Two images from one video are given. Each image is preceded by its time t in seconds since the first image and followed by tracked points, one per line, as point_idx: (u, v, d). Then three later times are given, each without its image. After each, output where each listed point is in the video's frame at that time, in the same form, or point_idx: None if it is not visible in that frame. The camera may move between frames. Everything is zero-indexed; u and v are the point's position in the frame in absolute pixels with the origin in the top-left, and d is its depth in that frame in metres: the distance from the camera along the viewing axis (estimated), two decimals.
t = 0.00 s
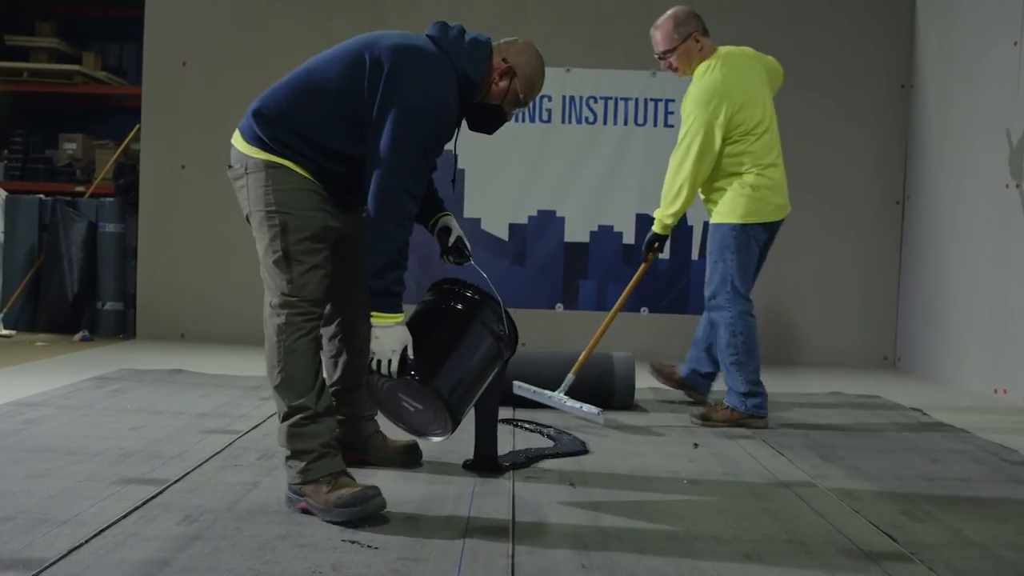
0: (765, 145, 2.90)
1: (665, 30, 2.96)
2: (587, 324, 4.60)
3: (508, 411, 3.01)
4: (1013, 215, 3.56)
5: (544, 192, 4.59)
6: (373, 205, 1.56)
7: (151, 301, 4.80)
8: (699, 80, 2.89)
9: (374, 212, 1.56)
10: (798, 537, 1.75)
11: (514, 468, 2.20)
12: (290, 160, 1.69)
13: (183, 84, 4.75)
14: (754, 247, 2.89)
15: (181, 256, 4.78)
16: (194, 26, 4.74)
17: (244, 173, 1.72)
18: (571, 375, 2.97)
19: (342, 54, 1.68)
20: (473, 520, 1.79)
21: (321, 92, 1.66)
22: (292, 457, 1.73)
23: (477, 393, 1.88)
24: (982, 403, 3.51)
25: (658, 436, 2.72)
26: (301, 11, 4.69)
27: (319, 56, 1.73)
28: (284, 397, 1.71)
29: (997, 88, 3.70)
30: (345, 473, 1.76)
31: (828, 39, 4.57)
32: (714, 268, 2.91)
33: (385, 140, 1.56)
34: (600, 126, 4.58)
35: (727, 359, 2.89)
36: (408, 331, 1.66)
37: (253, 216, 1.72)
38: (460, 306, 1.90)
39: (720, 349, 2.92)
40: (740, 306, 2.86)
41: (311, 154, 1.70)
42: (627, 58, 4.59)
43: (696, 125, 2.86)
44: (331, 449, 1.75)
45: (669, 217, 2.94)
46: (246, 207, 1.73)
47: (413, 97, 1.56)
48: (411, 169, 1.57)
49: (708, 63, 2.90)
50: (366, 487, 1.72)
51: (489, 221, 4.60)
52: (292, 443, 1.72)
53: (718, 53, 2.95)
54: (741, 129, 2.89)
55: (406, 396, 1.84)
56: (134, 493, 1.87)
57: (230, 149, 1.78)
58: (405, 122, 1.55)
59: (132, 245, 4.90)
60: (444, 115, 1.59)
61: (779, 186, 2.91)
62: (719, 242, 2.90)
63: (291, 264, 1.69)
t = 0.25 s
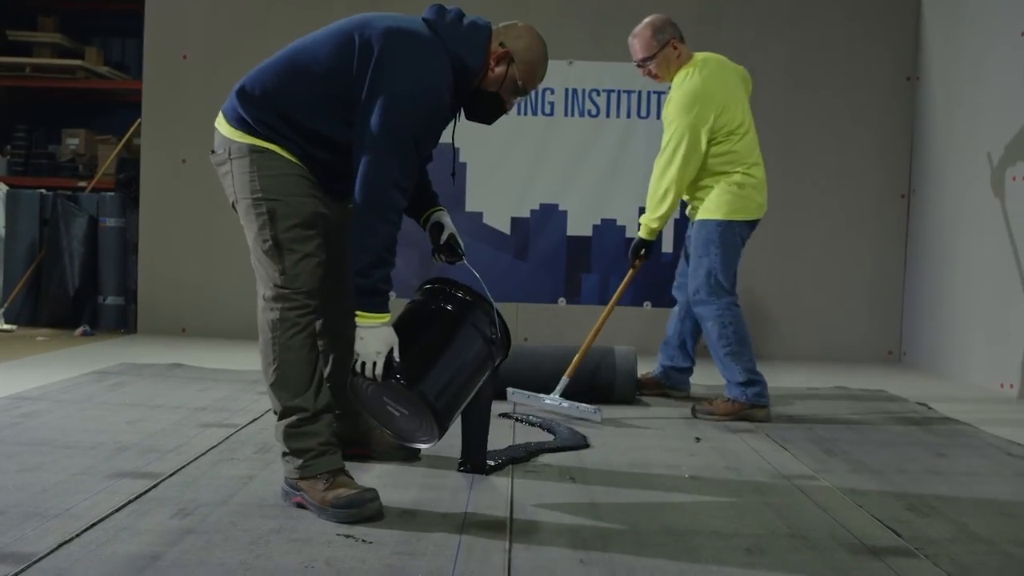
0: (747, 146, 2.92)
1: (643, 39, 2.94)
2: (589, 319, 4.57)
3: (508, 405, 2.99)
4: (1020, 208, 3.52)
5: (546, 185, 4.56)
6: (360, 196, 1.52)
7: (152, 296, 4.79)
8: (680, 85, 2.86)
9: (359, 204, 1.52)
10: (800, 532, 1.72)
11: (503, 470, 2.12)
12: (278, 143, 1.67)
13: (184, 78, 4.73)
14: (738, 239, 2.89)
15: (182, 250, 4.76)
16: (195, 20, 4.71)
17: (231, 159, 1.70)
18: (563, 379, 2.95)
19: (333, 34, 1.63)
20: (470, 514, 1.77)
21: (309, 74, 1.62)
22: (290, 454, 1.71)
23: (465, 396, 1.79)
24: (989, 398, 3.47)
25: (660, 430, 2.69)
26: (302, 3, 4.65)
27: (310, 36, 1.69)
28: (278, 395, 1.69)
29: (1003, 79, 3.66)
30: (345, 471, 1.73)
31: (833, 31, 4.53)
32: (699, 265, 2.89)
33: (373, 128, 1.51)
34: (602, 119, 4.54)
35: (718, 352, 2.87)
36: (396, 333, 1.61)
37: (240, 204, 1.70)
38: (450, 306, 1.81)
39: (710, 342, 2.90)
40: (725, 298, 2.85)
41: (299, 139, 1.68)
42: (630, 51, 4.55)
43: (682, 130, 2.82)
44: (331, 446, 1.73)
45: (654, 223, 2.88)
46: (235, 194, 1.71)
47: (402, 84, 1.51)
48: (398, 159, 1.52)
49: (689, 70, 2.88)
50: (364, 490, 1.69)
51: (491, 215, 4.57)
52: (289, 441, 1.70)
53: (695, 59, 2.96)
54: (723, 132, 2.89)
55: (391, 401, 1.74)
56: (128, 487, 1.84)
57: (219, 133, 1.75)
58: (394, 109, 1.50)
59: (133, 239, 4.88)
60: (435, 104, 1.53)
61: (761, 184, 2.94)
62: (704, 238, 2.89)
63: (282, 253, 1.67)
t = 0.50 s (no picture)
0: (733, 136, 3.09)
1: (620, 45, 3.03)
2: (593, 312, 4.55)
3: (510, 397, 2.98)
4: None
5: (549, 178, 4.54)
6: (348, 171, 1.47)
7: (155, 289, 4.78)
8: (664, 84, 2.96)
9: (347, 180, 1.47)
10: (802, 524, 1.71)
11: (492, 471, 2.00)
12: (264, 121, 1.63)
13: (186, 71, 4.72)
14: (721, 218, 3.07)
15: (185, 243, 4.75)
16: (197, 12, 4.70)
17: (222, 146, 1.66)
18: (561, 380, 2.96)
19: (320, 5, 1.58)
20: (469, 506, 1.75)
21: (297, 46, 1.58)
22: (288, 450, 1.71)
23: (461, 386, 1.76)
24: (995, 391, 3.44)
25: (662, 422, 2.68)
26: None
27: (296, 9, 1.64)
28: (277, 395, 1.67)
29: (1010, 70, 3.62)
30: (344, 464, 1.72)
31: (838, 22, 4.49)
32: (682, 245, 3.07)
33: (362, 100, 1.47)
34: (606, 111, 4.52)
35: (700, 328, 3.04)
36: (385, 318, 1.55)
37: (233, 192, 1.66)
38: (446, 292, 1.78)
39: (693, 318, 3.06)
40: (703, 277, 3.04)
41: (285, 116, 1.63)
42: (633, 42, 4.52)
43: (674, 127, 2.91)
44: (328, 439, 1.72)
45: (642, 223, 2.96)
46: (227, 183, 1.67)
47: (392, 53, 1.47)
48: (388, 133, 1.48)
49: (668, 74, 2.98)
50: (362, 482, 1.68)
51: (494, 209, 4.55)
52: (287, 438, 1.70)
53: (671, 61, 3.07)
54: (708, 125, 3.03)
55: (382, 391, 1.71)
56: (126, 478, 1.83)
57: (205, 116, 1.71)
58: (384, 80, 1.46)
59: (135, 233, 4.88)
60: (427, 77, 1.49)
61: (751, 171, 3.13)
62: (692, 219, 3.06)
63: (278, 246, 1.64)
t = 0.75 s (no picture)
0: (728, 128, 3.09)
1: (608, 48, 3.01)
2: (597, 306, 4.54)
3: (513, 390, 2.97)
4: None
5: (553, 171, 4.52)
6: (348, 149, 1.47)
7: (159, 284, 4.78)
8: (656, 80, 2.94)
9: (348, 157, 1.47)
10: (807, 516, 1.69)
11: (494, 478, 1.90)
12: (262, 104, 1.61)
13: (189, 65, 4.71)
14: (729, 214, 3.06)
15: (188, 237, 4.75)
16: (200, 5, 4.69)
17: (219, 133, 1.64)
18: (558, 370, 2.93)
19: None
20: (472, 498, 1.74)
21: (293, 22, 1.56)
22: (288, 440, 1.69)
23: (469, 373, 1.69)
24: (1002, 384, 3.43)
25: (667, 415, 2.67)
26: None
27: None
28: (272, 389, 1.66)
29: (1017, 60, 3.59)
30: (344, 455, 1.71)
31: (843, 13, 4.46)
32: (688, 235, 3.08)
33: (362, 77, 1.47)
34: (610, 103, 4.50)
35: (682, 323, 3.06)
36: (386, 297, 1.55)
37: (228, 180, 1.64)
38: (455, 275, 1.73)
39: (680, 314, 3.08)
40: (710, 273, 3.05)
41: (284, 95, 1.61)
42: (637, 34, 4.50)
43: (666, 124, 2.90)
44: (327, 431, 1.71)
45: (625, 217, 2.95)
46: (222, 170, 1.65)
47: (393, 26, 1.46)
48: (388, 106, 1.47)
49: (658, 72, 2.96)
50: (363, 473, 1.68)
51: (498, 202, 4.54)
52: (286, 431, 1.68)
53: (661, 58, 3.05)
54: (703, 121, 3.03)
55: (386, 376, 1.66)
56: (127, 470, 1.83)
57: (202, 100, 1.69)
58: (384, 55, 1.45)
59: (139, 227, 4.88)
60: (429, 44, 1.47)
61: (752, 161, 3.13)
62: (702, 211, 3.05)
63: (270, 237, 1.62)
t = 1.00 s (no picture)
0: (729, 119, 3.07)
1: (607, 41, 2.96)
2: (602, 300, 4.53)
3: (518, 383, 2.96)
4: None
5: (558, 165, 4.51)
6: (347, 130, 1.43)
7: (163, 278, 4.78)
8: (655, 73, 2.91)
9: (347, 139, 1.43)
10: (812, 509, 1.68)
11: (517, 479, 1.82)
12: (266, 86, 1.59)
13: (193, 59, 4.70)
14: (734, 209, 3.06)
15: (193, 232, 4.75)
16: None
17: (224, 109, 1.62)
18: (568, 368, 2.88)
19: None
20: (476, 490, 1.74)
21: (291, 13, 1.54)
22: (276, 419, 1.60)
23: (484, 368, 1.64)
24: (1008, 378, 3.41)
25: (672, 408, 2.66)
26: None
27: None
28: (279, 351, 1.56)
29: None
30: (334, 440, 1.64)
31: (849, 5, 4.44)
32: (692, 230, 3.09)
33: (358, 60, 1.43)
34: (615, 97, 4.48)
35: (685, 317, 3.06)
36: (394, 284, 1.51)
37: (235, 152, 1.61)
38: (475, 266, 1.67)
39: (684, 307, 3.08)
40: (713, 268, 3.04)
41: (288, 84, 1.59)
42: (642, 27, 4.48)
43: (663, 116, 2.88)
44: (319, 414, 1.63)
45: (611, 205, 2.89)
46: (229, 144, 1.62)
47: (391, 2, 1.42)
48: (387, 85, 1.42)
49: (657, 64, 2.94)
50: (360, 460, 1.62)
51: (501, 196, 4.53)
52: (278, 409, 1.59)
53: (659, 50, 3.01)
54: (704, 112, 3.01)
55: (397, 368, 1.64)
56: (130, 461, 1.82)
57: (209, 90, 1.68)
58: (379, 35, 1.41)
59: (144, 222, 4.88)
60: (426, 22, 1.43)
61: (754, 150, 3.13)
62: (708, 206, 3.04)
63: (280, 191, 1.56)
